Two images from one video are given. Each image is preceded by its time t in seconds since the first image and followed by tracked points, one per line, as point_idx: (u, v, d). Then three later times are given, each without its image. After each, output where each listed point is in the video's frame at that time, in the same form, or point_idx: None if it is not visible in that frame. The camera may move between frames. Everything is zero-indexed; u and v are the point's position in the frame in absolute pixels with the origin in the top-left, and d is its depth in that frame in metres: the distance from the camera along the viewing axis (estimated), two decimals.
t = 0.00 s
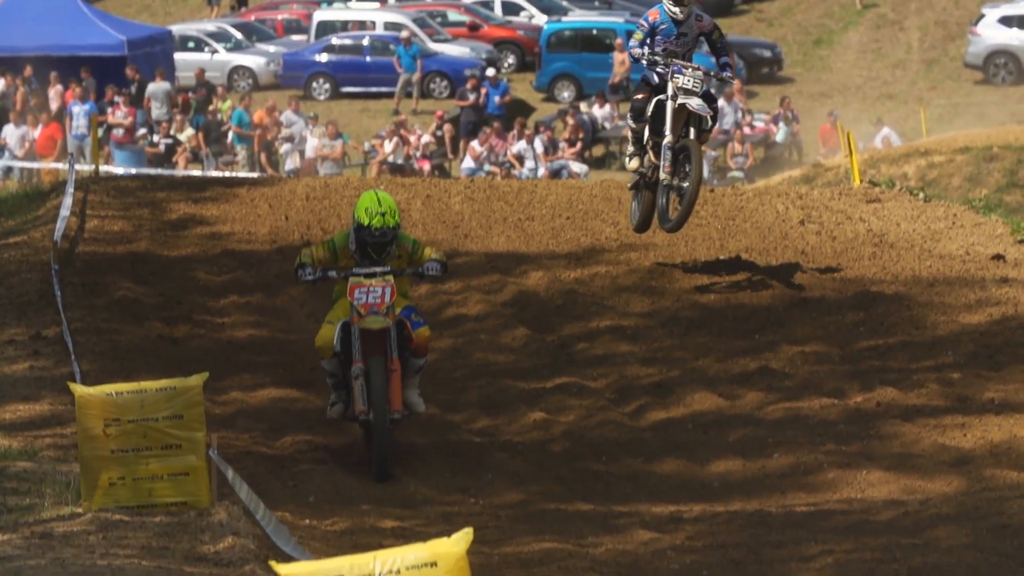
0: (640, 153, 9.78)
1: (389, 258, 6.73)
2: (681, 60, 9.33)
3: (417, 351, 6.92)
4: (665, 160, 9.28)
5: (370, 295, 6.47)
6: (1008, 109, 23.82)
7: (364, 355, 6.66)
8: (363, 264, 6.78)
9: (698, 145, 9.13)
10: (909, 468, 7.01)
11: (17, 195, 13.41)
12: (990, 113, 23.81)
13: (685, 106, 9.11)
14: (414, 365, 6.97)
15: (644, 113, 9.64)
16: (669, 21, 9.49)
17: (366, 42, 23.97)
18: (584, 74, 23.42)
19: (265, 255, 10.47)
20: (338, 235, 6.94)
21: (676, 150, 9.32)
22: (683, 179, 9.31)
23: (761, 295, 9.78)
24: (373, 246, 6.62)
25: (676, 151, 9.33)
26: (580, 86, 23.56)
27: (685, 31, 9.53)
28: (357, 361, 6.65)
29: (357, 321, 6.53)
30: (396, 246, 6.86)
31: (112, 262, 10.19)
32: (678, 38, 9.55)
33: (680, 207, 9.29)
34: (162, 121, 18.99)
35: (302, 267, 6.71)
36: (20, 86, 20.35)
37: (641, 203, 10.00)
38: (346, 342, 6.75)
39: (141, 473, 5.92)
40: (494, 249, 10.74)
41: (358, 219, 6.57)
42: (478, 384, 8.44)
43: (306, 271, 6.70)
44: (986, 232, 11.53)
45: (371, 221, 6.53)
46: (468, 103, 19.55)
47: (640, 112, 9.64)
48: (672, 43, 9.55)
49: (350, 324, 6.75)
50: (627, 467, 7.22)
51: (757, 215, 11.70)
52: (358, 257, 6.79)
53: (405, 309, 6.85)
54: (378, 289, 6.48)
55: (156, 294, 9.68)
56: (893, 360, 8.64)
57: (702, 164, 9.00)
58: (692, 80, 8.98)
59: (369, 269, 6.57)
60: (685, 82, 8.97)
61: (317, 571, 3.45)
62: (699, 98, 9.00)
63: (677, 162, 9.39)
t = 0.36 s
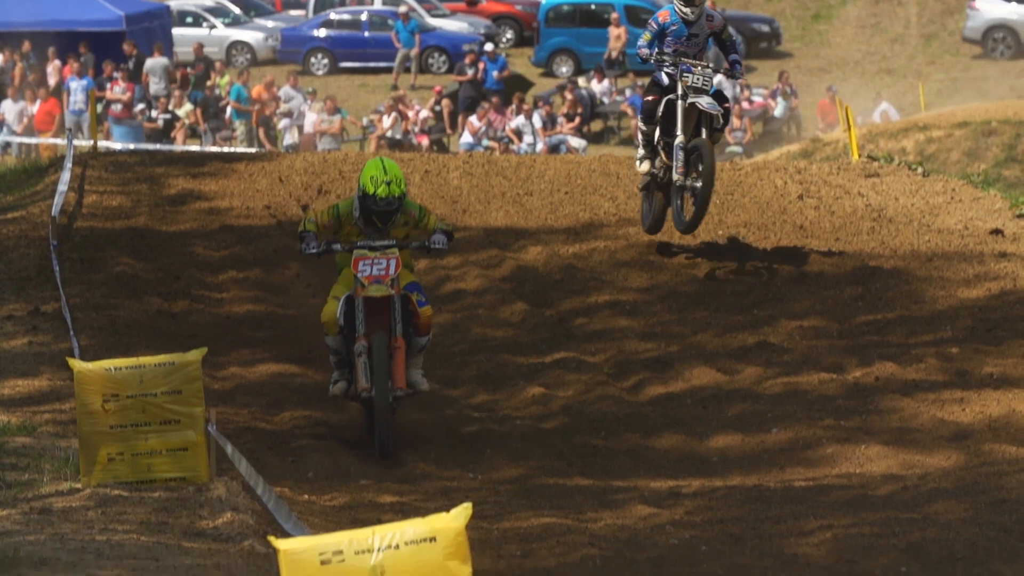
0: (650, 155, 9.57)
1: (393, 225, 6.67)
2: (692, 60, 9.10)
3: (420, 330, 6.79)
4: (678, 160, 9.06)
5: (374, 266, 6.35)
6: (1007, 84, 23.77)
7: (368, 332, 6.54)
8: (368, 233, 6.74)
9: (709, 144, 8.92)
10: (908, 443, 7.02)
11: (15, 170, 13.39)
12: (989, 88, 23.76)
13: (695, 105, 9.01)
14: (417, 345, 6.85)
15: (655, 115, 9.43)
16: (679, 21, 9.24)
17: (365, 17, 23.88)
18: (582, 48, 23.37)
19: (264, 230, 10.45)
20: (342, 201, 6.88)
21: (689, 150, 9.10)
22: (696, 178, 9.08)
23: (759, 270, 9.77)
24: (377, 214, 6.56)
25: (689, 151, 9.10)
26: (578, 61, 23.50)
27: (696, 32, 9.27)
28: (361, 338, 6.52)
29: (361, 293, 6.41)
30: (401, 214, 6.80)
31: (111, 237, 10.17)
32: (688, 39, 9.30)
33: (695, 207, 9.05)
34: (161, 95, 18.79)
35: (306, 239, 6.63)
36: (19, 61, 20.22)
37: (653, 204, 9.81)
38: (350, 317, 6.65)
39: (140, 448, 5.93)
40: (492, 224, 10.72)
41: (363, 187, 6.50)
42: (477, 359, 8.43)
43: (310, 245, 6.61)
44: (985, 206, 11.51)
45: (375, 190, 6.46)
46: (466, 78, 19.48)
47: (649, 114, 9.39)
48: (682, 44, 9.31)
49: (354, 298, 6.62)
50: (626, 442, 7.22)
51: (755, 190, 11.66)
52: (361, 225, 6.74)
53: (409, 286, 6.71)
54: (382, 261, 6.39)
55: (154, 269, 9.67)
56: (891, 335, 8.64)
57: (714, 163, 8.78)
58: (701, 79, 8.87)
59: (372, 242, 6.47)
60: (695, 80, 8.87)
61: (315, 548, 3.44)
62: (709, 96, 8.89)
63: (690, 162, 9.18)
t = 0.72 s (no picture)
0: (659, 162, 9.47)
1: (396, 194, 6.65)
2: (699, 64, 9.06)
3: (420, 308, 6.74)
4: (688, 165, 8.96)
5: (376, 243, 6.30)
6: (1002, 60, 23.72)
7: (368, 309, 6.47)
8: (371, 203, 6.72)
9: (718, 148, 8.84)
10: (902, 419, 7.03)
11: (9, 148, 13.30)
12: (984, 65, 23.71)
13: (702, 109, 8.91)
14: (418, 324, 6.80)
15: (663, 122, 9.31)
16: (687, 28, 9.21)
17: None
18: (577, 25, 23.32)
19: (259, 207, 10.43)
20: (343, 171, 6.84)
21: (698, 155, 9.03)
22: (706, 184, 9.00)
23: (753, 247, 9.77)
24: (382, 183, 6.52)
25: (698, 155, 9.03)
26: (573, 38, 23.46)
27: (704, 37, 9.23)
28: (361, 316, 6.45)
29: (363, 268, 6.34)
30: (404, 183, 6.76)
31: (107, 214, 10.13)
32: (696, 45, 9.27)
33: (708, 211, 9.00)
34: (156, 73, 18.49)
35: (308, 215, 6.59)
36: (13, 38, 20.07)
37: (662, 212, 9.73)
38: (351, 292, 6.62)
39: (135, 425, 5.92)
40: (487, 201, 10.69)
41: (366, 156, 6.46)
42: (472, 335, 8.43)
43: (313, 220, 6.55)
44: (980, 183, 11.51)
45: (379, 158, 6.42)
46: (461, 54, 19.30)
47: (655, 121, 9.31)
48: (690, 50, 9.28)
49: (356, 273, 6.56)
50: (621, 419, 7.23)
51: (750, 166, 11.65)
52: (364, 195, 6.71)
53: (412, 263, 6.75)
54: (384, 237, 6.33)
55: (149, 246, 9.64)
56: (886, 312, 8.64)
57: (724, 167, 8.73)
58: (707, 82, 8.83)
59: (375, 217, 6.44)
60: (700, 84, 8.82)
61: (310, 524, 3.43)
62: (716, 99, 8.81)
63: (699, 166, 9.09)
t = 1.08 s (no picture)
0: (661, 172, 9.48)
1: (392, 170, 6.63)
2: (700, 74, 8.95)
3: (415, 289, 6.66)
4: (692, 176, 8.89)
5: (370, 222, 6.21)
6: (991, 40, 23.74)
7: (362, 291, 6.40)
8: (368, 179, 6.71)
9: (721, 157, 8.76)
10: (890, 399, 7.05)
11: None
12: (972, 45, 23.72)
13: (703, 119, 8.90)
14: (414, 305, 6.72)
15: (663, 133, 9.33)
16: (687, 40, 9.10)
17: None
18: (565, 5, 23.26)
19: (247, 187, 10.40)
20: (340, 148, 6.81)
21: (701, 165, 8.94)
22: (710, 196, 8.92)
23: (742, 226, 9.78)
24: (378, 158, 6.50)
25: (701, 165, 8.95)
26: (561, 18, 23.41)
27: (705, 49, 9.11)
28: (355, 297, 6.37)
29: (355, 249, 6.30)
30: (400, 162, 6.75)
31: (95, 193, 10.10)
32: (698, 57, 9.14)
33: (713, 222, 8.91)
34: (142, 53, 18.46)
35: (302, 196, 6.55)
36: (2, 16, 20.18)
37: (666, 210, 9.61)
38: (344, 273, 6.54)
39: (122, 406, 5.91)
40: (476, 180, 10.66)
41: (363, 132, 6.43)
42: (460, 315, 8.44)
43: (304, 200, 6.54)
44: (968, 162, 11.52)
45: (375, 134, 6.39)
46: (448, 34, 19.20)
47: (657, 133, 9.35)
48: (691, 62, 9.15)
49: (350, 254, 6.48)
50: (609, 399, 7.24)
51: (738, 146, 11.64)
52: (361, 171, 6.69)
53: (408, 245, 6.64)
54: (378, 217, 6.22)
55: (137, 227, 9.62)
56: (874, 292, 8.66)
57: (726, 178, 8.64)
58: (709, 91, 8.80)
59: (369, 198, 6.30)
60: (702, 92, 8.78)
61: (298, 504, 3.35)
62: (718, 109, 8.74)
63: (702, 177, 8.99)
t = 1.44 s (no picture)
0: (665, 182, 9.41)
1: (392, 155, 6.61)
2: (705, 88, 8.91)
3: (412, 277, 6.60)
4: (697, 188, 8.90)
5: (365, 210, 6.19)
6: (980, 26, 23.77)
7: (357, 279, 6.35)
8: (366, 163, 6.70)
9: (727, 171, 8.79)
10: (880, 384, 7.07)
11: None
12: (961, 31, 23.75)
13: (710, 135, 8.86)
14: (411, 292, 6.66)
15: (667, 144, 9.25)
16: (689, 56, 9.13)
17: None
18: None
19: (236, 172, 10.38)
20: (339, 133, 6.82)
21: (706, 177, 8.95)
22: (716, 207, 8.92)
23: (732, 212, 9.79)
24: (377, 143, 6.49)
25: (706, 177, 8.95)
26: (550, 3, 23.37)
27: (707, 67, 9.13)
28: (350, 286, 6.31)
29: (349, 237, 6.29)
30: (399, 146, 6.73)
31: (84, 178, 10.06)
32: (701, 75, 9.15)
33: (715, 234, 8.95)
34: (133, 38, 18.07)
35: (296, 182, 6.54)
36: None
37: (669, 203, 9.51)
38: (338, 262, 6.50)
39: (112, 391, 5.90)
40: (465, 165, 10.64)
41: (361, 115, 6.43)
42: (450, 299, 8.45)
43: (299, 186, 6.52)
44: (957, 148, 11.53)
45: (375, 118, 6.38)
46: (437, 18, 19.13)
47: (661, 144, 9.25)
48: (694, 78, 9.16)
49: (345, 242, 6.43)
50: (599, 384, 7.26)
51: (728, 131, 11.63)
52: (360, 155, 6.68)
53: (407, 233, 6.56)
54: (374, 204, 6.21)
55: (127, 212, 9.60)
56: (863, 277, 8.68)
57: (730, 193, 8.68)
58: (715, 106, 8.74)
59: (365, 184, 6.32)
60: (708, 107, 8.72)
61: (288, 490, 3.32)
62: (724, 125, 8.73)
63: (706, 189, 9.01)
